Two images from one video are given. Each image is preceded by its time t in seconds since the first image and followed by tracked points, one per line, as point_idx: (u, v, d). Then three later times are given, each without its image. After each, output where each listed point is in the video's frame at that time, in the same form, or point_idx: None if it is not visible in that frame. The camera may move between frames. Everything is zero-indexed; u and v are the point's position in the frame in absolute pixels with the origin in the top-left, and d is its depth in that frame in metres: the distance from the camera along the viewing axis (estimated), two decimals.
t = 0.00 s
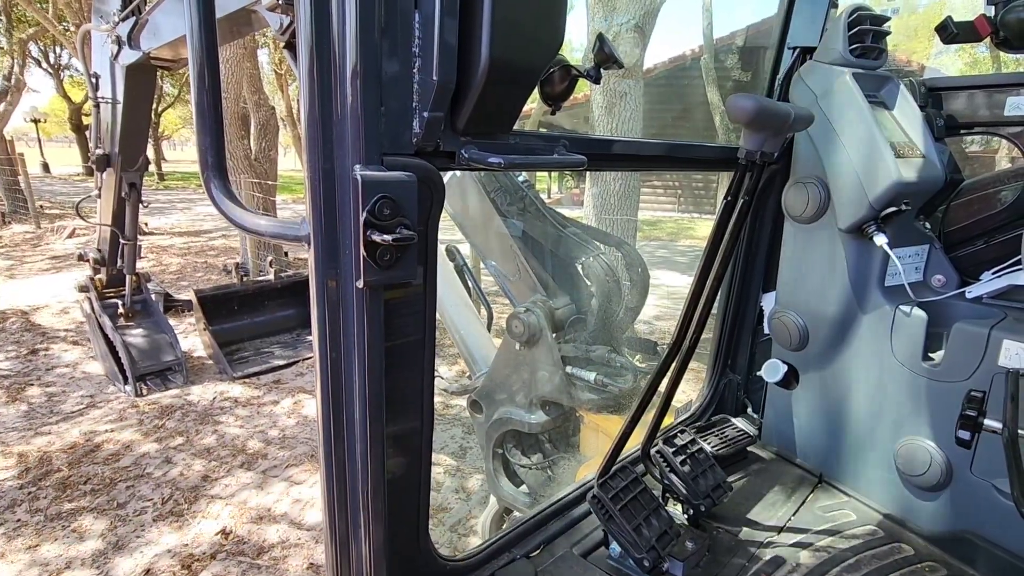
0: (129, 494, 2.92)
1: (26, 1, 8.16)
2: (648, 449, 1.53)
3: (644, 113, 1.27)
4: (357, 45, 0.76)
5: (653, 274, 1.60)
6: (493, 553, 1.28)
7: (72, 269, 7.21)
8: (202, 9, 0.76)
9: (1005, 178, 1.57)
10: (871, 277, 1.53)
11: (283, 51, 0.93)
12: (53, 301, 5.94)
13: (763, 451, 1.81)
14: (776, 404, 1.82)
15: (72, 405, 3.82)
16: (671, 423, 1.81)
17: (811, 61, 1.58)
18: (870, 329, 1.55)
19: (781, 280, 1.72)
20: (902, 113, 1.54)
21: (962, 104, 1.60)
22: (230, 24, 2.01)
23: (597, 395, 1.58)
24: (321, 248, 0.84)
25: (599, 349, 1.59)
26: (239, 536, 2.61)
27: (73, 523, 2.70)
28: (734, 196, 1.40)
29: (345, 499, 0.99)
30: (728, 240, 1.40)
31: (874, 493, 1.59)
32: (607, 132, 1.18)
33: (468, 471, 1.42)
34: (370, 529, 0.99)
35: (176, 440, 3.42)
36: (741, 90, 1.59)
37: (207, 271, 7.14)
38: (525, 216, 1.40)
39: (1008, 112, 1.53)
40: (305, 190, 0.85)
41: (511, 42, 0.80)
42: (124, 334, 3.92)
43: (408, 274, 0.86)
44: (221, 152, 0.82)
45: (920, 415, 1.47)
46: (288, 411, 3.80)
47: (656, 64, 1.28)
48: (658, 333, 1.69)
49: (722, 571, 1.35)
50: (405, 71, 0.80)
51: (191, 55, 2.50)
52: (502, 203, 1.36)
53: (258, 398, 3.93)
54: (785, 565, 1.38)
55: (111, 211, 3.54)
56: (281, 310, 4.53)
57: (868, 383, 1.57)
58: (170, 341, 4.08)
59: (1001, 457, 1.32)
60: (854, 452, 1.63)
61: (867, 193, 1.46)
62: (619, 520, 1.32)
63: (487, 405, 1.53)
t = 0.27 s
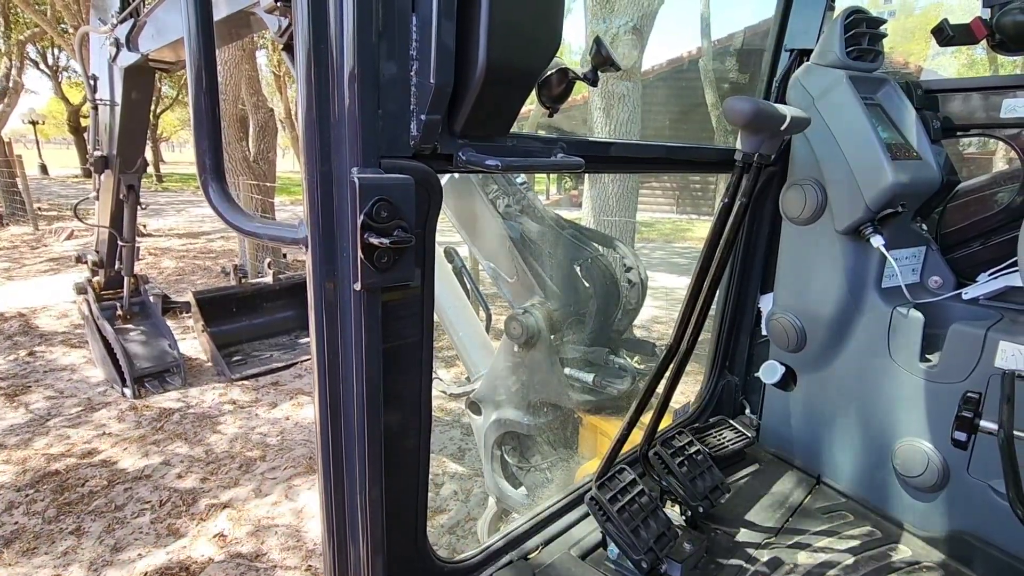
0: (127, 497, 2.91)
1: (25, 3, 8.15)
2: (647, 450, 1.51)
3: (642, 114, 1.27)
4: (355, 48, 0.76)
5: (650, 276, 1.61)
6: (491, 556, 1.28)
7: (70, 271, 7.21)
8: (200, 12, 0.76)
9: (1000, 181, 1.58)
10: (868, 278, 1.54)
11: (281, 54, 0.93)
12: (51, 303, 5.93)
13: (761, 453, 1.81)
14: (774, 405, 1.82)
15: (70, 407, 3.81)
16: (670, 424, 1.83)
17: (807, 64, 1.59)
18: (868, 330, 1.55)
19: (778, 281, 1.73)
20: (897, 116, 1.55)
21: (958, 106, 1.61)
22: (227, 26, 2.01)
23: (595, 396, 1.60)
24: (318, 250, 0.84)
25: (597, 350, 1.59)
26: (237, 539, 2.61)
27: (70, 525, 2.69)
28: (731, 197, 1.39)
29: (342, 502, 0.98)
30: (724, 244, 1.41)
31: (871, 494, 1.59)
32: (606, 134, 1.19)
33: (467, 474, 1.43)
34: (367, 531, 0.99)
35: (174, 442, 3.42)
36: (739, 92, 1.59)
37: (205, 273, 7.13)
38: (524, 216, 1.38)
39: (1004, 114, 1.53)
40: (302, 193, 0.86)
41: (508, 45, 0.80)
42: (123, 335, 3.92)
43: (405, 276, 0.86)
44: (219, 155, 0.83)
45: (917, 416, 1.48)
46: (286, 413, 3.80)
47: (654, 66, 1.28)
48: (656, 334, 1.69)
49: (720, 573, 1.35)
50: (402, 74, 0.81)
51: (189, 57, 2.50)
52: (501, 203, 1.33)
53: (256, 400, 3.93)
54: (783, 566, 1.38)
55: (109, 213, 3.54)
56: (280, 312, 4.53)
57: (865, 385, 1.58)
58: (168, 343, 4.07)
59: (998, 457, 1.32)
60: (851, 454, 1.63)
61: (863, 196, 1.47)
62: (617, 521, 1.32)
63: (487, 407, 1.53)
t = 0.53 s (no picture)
0: (126, 497, 2.91)
1: (24, 4, 8.15)
2: (647, 450, 1.53)
3: (642, 114, 1.27)
4: (354, 48, 0.76)
5: (649, 277, 1.60)
6: (490, 557, 1.28)
7: (70, 271, 7.20)
8: (199, 12, 0.76)
9: (1001, 181, 1.58)
10: (868, 278, 1.54)
11: (281, 54, 0.93)
12: (50, 303, 5.93)
13: (761, 453, 1.81)
14: (774, 406, 1.82)
15: (69, 407, 3.81)
16: (669, 425, 1.82)
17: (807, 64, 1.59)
18: (868, 330, 1.55)
19: (778, 282, 1.72)
20: (897, 116, 1.55)
21: (958, 106, 1.61)
22: (227, 26, 2.01)
23: (594, 396, 1.59)
24: (317, 250, 0.84)
25: (597, 351, 1.59)
26: (236, 539, 2.61)
27: (69, 526, 2.69)
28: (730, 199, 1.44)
29: (342, 503, 0.98)
30: (723, 246, 1.43)
31: (871, 494, 1.59)
32: (606, 134, 1.19)
33: (467, 475, 1.42)
34: (366, 532, 0.99)
35: (173, 442, 3.41)
36: (739, 92, 1.59)
37: (205, 273, 7.12)
38: (524, 217, 1.37)
39: (1004, 114, 1.53)
40: (302, 193, 0.85)
41: (508, 45, 0.80)
42: (122, 336, 3.92)
43: (405, 276, 0.86)
44: (218, 154, 0.82)
45: (918, 416, 1.47)
46: (286, 413, 3.80)
47: (655, 66, 1.28)
48: (656, 335, 1.69)
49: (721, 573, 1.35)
50: (402, 74, 0.80)
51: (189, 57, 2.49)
52: (500, 203, 1.31)
53: (256, 401, 3.93)
54: (784, 566, 1.38)
55: (109, 213, 3.54)
56: (280, 312, 4.52)
57: (866, 385, 1.58)
58: (168, 343, 4.07)
59: (999, 457, 1.32)
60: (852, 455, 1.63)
61: (864, 196, 1.47)
62: (617, 522, 1.32)
63: (487, 408, 1.52)
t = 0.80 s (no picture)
0: (126, 498, 2.91)
1: (24, 4, 8.15)
2: (649, 451, 1.52)
3: (643, 114, 1.27)
4: (356, 48, 0.76)
5: (649, 278, 1.61)
6: (491, 557, 1.28)
7: (70, 271, 7.20)
8: (201, 11, 0.76)
9: (1002, 181, 1.58)
10: (869, 278, 1.53)
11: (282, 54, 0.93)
12: (50, 304, 5.93)
13: (762, 453, 1.81)
14: (775, 406, 1.82)
15: (69, 408, 3.81)
16: (670, 425, 1.81)
17: (808, 64, 1.59)
18: (869, 330, 1.55)
19: (779, 282, 1.72)
20: (898, 116, 1.55)
21: (959, 106, 1.61)
22: (227, 26, 2.01)
23: (595, 396, 1.59)
24: (319, 250, 0.84)
25: (598, 351, 1.59)
26: (236, 540, 2.60)
27: (70, 526, 2.69)
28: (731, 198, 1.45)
29: (343, 503, 0.98)
30: (725, 245, 1.43)
31: (873, 494, 1.59)
32: (606, 135, 1.18)
33: (468, 475, 1.41)
34: (368, 532, 0.99)
35: (173, 443, 3.41)
36: (739, 92, 1.59)
37: (205, 274, 7.12)
38: (525, 218, 1.37)
39: (1006, 114, 1.54)
40: (304, 193, 0.85)
41: (510, 45, 0.80)
42: (122, 336, 3.92)
43: (407, 276, 0.86)
44: (220, 154, 0.82)
45: (920, 416, 1.47)
46: (286, 413, 3.80)
47: (654, 66, 1.28)
48: (656, 336, 1.69)
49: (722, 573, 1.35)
50: (404, 74, 0.80)
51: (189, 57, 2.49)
52: (501, 204, 1.31)
53: (256, 401, 3.93)
54: (786, 566, 1.38)
55: (109, 214, 3.54)
56: (279, 313, 4.52)
57: (867, 385, 1.57)
58: (167, 344, 4.06)
59: (1001, 457, 1.32)
60: (853, 454, 1.63)
61: (865, 196, 1.46)
62: (619, 522, 1.32)
63: (487, 408, 1.52)
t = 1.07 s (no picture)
0: (126, 500, 2.91)
1: (25, 7, 8.16)
2: (647, 452, 1.53)
3: (642, 116, 1.28)
4: (355, 51, 0.76)
5: (649, 281, 1.61)
6: (489, 559, 1.28)
7: (69, 274, 7.21)
8: (200, 14, 0.76)
9: (999, 182, 1.59)
10: (868, 279, 1.54)
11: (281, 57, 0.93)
12: (50, 306, 5.93)
13: (761, 454, 1.82)
14: (774, 407, 1.82)
15: (69, 410, 3.81)
16: (669, 426, 1.81)
17: (807, 66, 1.59)
18: (868, 331, 1.55)
19: (778, 283, 1.73)
20: (896, 117, 1.55)
21: (957, 107, 1.61)
22: (227, 29, 2.02)
23: (594, 398, 1.59)
24: (318, 252, 0.85)
25: (597, 352, 1.59)
26: (236, 542, 2.60)
27: (69, 528, 2.69)
28: (731, 199, 1.41)
29: (341, 505, 0.98)
30: (723, 247, 1.43)
31: (872, 496, 1.59)
32: (605, 136, 1.19)
33: (467, 477, 1.41)
34: (367, 533, 0.99)
35: (173, 445, 3.41)
36: (737, 94, 1.60)
37: (204, 276, 7.12)
38: (523, 220, 1.37)
39: (1002, 116, 1.54)
40: (302, 195, 0.86)
41: (508, 47, 0.80)
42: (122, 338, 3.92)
43: (405, 278, 0.86)
44: (219, 157, 0.83)
45: (918, 417, 1.47)
46: (286, 415, 3.80)
47: (653, 68, 1.28)
48: (656, 337, 1.71)
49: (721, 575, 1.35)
50: (402, 76, 0.81)
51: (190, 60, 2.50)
52: (500, 206, 1.32)
53: (255, 403, 3.93)
54: (785, 567, 1.38)
55: (109, 216, 3.54)
56: (279, 315, 4.52)
57: (865, 386, 1.58)
58: (167, 346, 4.06)
59: (998, 458, 1.32)
60: (852, 456, 1.63)
61: (863, 197, 1.47)
62: (617, 524, 1.32)
63: (487, 409, 1.53)
